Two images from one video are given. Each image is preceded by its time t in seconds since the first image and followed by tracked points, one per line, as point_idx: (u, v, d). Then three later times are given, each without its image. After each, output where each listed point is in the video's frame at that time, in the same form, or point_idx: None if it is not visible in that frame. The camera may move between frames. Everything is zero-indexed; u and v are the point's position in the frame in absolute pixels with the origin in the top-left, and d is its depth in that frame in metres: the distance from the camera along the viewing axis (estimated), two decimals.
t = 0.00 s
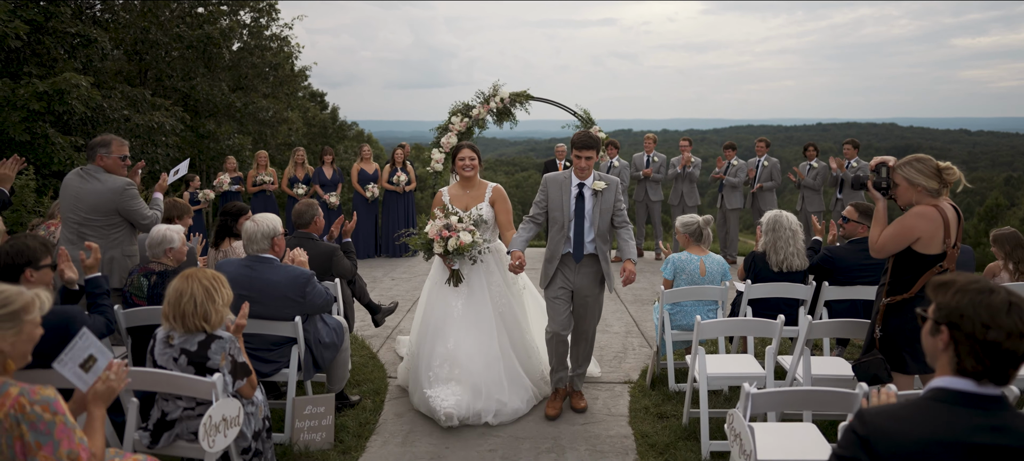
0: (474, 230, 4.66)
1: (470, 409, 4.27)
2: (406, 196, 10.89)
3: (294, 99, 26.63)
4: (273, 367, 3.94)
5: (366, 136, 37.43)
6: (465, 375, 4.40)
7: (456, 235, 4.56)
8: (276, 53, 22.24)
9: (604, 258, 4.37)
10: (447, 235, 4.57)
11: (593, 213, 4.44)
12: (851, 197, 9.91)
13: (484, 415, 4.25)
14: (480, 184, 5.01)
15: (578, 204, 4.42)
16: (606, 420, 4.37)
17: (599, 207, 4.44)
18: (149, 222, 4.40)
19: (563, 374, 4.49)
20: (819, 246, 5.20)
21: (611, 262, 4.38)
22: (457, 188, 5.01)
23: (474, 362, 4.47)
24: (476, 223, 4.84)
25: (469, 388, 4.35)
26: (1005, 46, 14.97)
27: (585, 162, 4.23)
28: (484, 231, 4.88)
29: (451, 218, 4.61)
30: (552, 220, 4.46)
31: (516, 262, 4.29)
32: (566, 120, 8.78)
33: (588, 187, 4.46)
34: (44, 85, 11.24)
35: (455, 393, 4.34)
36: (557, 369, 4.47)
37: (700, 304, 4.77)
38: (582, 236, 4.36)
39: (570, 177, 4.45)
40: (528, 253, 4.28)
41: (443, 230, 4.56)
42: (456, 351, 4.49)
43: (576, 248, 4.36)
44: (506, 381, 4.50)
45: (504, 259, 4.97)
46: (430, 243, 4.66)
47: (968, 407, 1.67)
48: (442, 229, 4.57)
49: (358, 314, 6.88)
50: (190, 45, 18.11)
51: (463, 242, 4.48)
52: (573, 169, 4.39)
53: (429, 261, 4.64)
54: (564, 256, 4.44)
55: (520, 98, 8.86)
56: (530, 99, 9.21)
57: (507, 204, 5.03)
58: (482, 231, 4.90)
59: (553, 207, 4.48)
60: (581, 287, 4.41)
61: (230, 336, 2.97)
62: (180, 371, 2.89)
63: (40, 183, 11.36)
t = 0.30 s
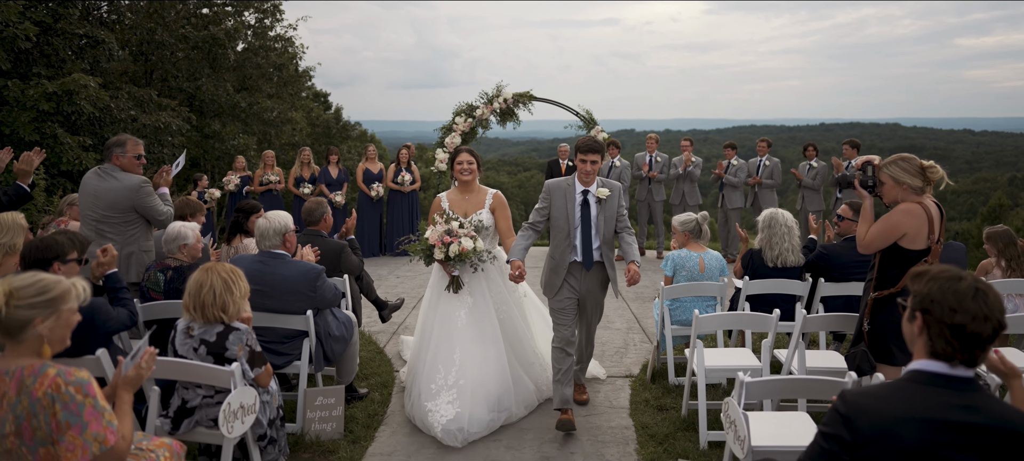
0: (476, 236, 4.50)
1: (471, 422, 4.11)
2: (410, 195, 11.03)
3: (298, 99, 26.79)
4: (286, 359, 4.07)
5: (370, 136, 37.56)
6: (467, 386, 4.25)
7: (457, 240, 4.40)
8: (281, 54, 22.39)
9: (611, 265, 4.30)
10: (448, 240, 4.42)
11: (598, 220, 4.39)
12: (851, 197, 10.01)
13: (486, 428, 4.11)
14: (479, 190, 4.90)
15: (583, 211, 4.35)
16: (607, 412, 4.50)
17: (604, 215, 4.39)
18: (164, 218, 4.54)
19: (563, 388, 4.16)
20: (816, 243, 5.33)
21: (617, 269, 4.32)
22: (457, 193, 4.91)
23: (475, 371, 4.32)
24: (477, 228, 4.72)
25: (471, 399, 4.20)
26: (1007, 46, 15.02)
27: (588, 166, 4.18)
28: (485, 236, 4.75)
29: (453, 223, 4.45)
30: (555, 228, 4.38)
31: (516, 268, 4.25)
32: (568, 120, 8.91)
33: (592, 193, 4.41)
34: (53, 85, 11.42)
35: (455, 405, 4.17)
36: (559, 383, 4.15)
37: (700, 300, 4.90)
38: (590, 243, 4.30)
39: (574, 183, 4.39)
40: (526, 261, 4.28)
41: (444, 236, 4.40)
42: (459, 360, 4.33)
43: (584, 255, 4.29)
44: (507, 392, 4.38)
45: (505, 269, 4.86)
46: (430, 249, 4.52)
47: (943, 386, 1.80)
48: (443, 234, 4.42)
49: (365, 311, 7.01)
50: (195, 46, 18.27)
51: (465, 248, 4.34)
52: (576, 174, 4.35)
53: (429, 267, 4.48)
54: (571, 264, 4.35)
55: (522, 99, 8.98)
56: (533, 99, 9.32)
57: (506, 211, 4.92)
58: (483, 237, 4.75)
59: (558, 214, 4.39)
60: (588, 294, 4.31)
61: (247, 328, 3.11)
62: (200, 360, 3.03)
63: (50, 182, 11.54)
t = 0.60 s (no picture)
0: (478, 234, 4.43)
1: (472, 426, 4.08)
2: (415, 194, 11.17)
3: (303, 99, 26.93)
4: (297, 352, 4.21)
5: (373, 136, 37.71)
6: (468, 388, 4.20)
7: (459, 239, 4.34)
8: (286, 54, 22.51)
9: (614, 269, 4.27)
10: (451, 239, 4.34)
11: (598, 224, 4.34)
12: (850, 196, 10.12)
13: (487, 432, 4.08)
14: (480, 187, 4.86)
15: (583, 215, 4.31)
16: (609, 405, 4.63)
17: (604, 217, 4.35)
18: (179, 216, 4.66)
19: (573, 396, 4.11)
20: (813, 241, 5.44)
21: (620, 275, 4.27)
22: (457, 190, 4.86)
23: (476, 373, 4.28)
24: (478, 225, 4.69)
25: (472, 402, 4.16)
26: (1010, 46, 15.04)
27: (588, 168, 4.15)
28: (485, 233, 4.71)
29: (454, 221, 4.37)
30: (554, 234, 4.32)
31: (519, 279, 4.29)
32: (571, 120, 9.04)
33: (592, 196, 4.35)
34: (63, 86, 11.58)
35: (456, 408, 4.13)
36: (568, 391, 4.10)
37: (699, 296, 5.02)
38: (592, 248, 4.25)
39: (574, 186, 4.34)
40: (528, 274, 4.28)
41: (445, 235, 4.33)
42: (459, 362, 4.28)
43: (586, 260, 4.24)
44: (508, 393, 4.34)
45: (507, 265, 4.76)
46: (432, 247, 4.41)
47: (923, 369, 1.92)
48: (445, 233, 4.33)
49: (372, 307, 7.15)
50: (201, 46, 18.45)
51: (466, 247, 4.27)
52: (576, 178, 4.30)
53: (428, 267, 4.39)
54: (571, 269, 4.28)
55: (526, 99, 9.11)
56: (536, 100, 9.45)
57: (509, 209, 4.89)
58: (484, 235, 4.71)
59: (558, 219, 4.35)
60: (593, 298, 4.28)
61: (264, 320, 3.25)
62: (219, 350, 3.17)
63: (59, 181, 11.71)
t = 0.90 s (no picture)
0: (482, 229, 4.44)
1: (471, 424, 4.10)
2: (421, 193, 11.30)
3: (308, 100, 27.09)
4: (309, 346, 4.34)
5: (378, 136, 37.85)
6: (468, 386, 4.21)
7: (464, 234, 4.34)
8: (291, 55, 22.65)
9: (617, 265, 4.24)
10: (456, 235, 4.34)
11: (603, 217, 4.31)
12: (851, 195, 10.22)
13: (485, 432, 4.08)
14: (484, 184, 4.84)
15: (584, 209, 4.28)
16: (611, 397, 4.76)
17: (610, 210, 4.32)
18: (194, 213, 4.80)
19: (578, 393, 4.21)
20: (811, 239, 5.55)
21: (624, 268, 4.27)
22: (460, 187, 4.84)
23: (477, 371, 4.28)
24: (481, 221, 4.67)
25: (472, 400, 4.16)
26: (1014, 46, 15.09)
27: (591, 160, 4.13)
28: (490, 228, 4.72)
29: (459, 217, 4.38)
30: (556, 229, 4.33)
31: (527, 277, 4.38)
32: (575, 121, 9.18)
33: (596, 189, 4.32)
34: (73, 86, 11.75)
35: (455, 405, 4.16)
36: (571, 384, 4.20)
37: (699, 292, 5.15)
38: (591, 243, 4.23)
39: (576, 180, 4.31)
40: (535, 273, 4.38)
41: (450, 230, 4.34)
42: (460, 359, 4.29)
43: (584, 255, 4.22)
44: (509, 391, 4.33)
45: (513, 261, 4.74)
46: (436, 243, 4.44)
47: (907, 355, 2.04)
48: (450, 229, 4.34)
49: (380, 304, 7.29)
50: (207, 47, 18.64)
51: (472, 242, 4.27)
52: (578, 173, 4.28)
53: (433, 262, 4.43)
54: (570, 264, 4.28)
55: (530, 100, 9.24)
56: (540, 100, 9.59)
57: (513, 205, 4.90)
58: (487, 229, 4.71)
59: (560, 214, 4.35)
60: (597, 295, 4.25)
61: (278, 313, 3.38)
62: (236, 341, 3.31)
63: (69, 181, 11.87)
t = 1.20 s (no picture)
0: (491, 231, 4.41)
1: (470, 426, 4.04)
2: (429, 192, 11.43)
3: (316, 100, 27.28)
4: (323, 339, 4.48)
5: (385, 136, 38.04)
6: (470, 389, 4.14)
7: (473, 236, 4.32)
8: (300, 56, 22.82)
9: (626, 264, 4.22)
10: (464, 236, 4.32)
11: (611, 216, 4.26)
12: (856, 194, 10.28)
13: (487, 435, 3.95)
14: (490, 186, 4.78)
15: (591, 208, 4.24)
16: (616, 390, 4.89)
17: (618, 209, 4.27)
18: (211, 211, 4.94)
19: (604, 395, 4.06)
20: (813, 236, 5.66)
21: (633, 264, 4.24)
22: (465, 190, 4.78)
23: (481, 373, 4.19)
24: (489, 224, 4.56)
25: (474, 403, 4.08)
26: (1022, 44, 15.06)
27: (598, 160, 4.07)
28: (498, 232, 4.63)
29: (467, 218, 4.35)
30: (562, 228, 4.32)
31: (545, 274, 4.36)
32: (581, 121, 9.30)
33: (603, 189, 4.29)
34: (86, 88, 11.94)
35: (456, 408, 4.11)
36: (578, 376, 4.33)
37: (702, 288, 5.26)
38: (597, 243, 4.20)
39: (582, 180, 4.27)
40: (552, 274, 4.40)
41: (459, 232, 4.31)
42: (462, 361, 4.24)
43: (590, 255, 4.19)
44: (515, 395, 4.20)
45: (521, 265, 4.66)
46: (444, 246, 4.38)
47: (896, 342, 2.16)
48: (459, 230, 4.31)
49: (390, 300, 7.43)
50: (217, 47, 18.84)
51: (481, 244, 4.25)
52: (584, 171, 4.25)
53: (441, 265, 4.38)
54: (575, 265, 4.27)
55: (537, 100, 9.35)
56: (547, 101, 9.72)
57: (520, 207, 4.85)
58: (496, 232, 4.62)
59: (567, 214, 4.30)
60: (603, 294, 4.22)
61: (296, 305, 3.53)
62: (256, 333, 3.45)
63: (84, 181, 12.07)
